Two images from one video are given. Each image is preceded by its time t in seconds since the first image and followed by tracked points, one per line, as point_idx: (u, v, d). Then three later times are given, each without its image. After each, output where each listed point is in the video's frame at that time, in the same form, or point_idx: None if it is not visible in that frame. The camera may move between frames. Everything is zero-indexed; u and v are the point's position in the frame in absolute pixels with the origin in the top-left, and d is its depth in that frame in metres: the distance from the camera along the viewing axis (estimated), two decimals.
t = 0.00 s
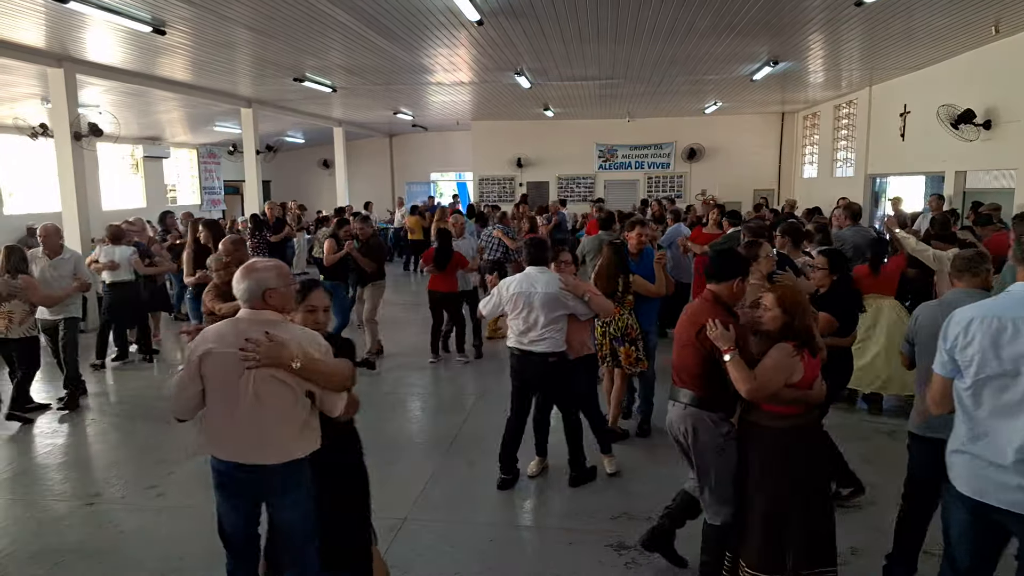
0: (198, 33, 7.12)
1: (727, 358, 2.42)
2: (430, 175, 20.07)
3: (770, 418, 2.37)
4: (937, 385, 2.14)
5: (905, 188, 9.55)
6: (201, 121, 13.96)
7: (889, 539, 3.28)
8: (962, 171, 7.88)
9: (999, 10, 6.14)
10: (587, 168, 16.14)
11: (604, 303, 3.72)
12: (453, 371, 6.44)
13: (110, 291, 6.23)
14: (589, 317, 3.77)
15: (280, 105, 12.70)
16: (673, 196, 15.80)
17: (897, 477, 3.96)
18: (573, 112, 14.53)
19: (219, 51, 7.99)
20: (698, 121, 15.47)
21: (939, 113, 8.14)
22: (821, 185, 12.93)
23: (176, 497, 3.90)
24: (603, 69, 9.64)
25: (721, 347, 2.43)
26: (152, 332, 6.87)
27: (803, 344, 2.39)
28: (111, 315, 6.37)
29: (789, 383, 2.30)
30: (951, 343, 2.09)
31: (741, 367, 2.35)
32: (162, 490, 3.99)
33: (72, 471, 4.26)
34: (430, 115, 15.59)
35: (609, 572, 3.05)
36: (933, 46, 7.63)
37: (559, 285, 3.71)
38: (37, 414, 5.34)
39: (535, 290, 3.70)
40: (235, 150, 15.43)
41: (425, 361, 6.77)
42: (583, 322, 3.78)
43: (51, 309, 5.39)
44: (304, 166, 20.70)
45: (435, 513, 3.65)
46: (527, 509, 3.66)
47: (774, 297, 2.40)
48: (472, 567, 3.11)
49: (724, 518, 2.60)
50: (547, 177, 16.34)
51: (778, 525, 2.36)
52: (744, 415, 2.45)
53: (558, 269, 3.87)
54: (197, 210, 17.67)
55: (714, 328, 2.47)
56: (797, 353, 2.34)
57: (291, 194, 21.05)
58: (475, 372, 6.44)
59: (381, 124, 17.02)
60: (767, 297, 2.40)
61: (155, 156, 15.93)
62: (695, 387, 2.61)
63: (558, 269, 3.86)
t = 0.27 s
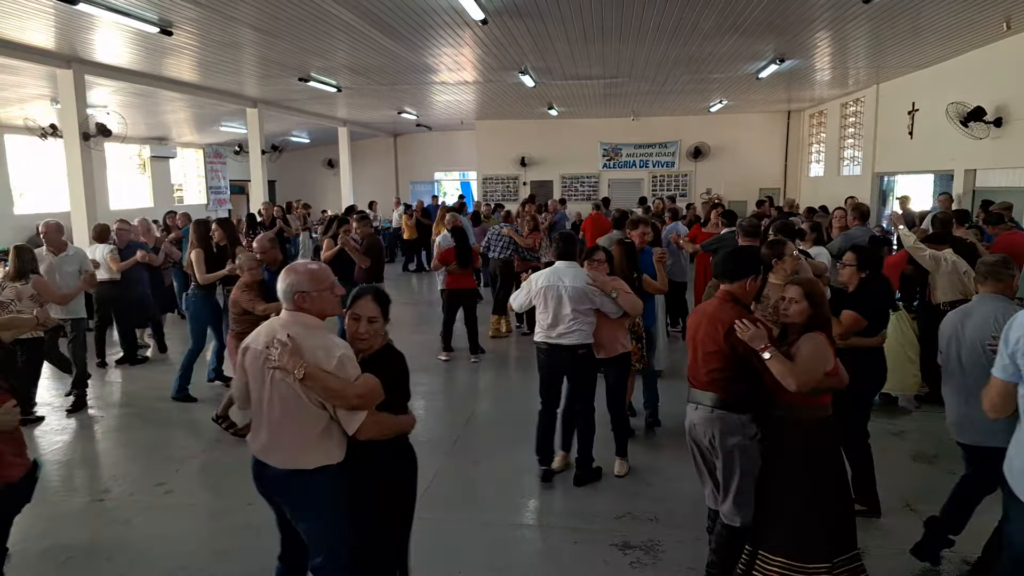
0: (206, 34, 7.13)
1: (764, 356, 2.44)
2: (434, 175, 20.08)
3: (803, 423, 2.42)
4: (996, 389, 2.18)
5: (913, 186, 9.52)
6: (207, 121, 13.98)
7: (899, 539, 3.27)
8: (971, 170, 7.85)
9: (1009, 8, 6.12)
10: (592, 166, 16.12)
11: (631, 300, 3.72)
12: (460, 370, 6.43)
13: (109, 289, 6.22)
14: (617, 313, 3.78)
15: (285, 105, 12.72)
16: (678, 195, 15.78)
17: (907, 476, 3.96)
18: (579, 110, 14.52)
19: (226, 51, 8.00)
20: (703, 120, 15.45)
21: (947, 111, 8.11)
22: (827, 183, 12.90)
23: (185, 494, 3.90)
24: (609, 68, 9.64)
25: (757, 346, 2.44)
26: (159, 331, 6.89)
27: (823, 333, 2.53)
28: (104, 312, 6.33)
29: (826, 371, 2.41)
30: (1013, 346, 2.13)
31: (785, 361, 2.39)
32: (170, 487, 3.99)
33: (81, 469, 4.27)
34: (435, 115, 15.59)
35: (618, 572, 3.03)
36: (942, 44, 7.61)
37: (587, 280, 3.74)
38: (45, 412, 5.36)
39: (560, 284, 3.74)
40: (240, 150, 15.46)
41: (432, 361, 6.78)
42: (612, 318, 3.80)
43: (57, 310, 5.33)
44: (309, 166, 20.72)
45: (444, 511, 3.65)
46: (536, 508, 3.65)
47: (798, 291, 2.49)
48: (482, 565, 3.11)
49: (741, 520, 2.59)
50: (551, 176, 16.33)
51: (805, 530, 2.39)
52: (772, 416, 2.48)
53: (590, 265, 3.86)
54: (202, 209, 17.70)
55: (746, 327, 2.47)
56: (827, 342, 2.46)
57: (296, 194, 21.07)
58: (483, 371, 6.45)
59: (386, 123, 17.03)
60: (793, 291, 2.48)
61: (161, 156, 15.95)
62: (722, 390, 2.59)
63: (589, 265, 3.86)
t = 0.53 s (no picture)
0: (214, 32, 7.13)
1: (799, 348, 2.47)
2: (441, 173, 20.08)
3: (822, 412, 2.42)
4: None
5: (925, 182, 9.44)
6: (216, 120, 14.02)
7: (910, 537, 3.24)
8: (984, 165, 7.77)
9: None
10: (600, 163, 16.08)
11: (643, 300, 3.75)
12: (468, 367, 6.43)
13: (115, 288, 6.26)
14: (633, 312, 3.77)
15: (294, 103, 12.73)
16: (686, 192, 15.72)
17: (918, 475, 3.91)
18: (587, 108, 14.49)
19: (234, 49, 8.00)
20: (712, 117, 15.38)
21: (960, 106, 8.04)
22: (837, 180, 12.83)
23: (195, 490, 3.91)
24: (618, 64, 9.59)
25: (793, 338, 2.46)
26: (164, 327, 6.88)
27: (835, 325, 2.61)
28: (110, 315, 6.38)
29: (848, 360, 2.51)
30: None
31: (823, 353, 2.43)
32: (180, 483, 4.00)
33: (91, 465, 4.29)
34: (443, 112, 15.58)
35: (627, 569, 3.01)
36: (954, 39, 7.53)
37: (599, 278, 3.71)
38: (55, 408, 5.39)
39: (569, 284, 3.73)
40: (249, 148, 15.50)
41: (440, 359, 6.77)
42: (627, 316, 3.79)
43: (54, 309, 5.37)
44: (317, 164, 20.75)
45: (452, 507, 3.65)
46: (544, 504, 3.64)
47: (812, 285, 2.57)
48: (489, 562, 3.10)
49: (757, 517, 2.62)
50: (559, 173, 16.29)
51: (828, 521, 2.36)
52: (791, 407, 2.49)
53: (608, 263, 3.75)
54: (211, 208, 17.77)
55: (782, 322, 2.48)
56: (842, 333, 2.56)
57: (304, 192, 21.12)
58: (490, 368, 6.43)
59: (393, 121, 17.03)
60: (810, 286, 2.56)
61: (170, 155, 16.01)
62: (746, 388, 2.57)
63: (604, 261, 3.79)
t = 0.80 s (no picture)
0: (229, 30, 7.17)
1: (827, 345, 2.52)
2: (454, 169, 20.09)
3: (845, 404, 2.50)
4: None
5: (944, 178, 9.33)
6: (231, 117, 14.09)
7: (929, 535, 3.20)
8: (1005, 161, 7.67)
9: None
10: (613, 160, 16.01)
11: (658, 297, 3.63)
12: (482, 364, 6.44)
13: (131, 285, 6.32)
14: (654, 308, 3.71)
15: (308, 101, 12.77)
16: (701, 188, 15.63)
17: (936, 473, 3.87)
18: (600, 104, 14.43)
19: (249, 47, 8.04)
20: (727, 112, 15.28)
21: (980, 101, 7.93)
22: (854, 176, 12.71)
23: (211, 484, 3.94)
24: (632, 60, 9.55)
25: (822, 336, 2.50)
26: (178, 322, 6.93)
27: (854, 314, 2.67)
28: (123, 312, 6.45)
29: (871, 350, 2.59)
30: None
31: (851, 351, 2.49)
32: (197, 477, 4.03)
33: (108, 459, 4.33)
34: (456, 109, 15.57)
35: (640, 566, 3.00)
36: (974, 32, 7.43)
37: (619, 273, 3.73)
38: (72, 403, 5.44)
39: (590, 277, 3.82)
40: (263, 145, 15.57)
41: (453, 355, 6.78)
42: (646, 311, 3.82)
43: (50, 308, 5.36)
44: (330, 161, 20.82)
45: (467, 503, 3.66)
46: (558, 500, 3.63)
47: (831, 279, 2.62)
48: (503, 557, 3.10)
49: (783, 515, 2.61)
50: (572, 169, 16.25)
51: (862, 507, 2.50)
52: (810, 399, 2.55)
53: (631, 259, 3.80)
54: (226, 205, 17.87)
55: (809, 322, 2.49)
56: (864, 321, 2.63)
57: (318, 188, 21.20)
58: (504, 364, 6.44)
59: (406, 118, 17.05)
60: (827, 278, 2.61)
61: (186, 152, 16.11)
62: (771, 388, 2.57)
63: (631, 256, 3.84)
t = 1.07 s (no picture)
0: (244, 26, 7.20)
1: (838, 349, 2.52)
2: (467, 166, 20.10)
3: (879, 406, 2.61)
4: None
5: (962, 177, 9.22)
6: (245, 114, 14.16)
7: (947, 537, 3.17)
8: None
9: None
10: (627, 157, 15.95)
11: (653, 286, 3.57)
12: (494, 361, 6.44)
13: (147, 280, 6.38)
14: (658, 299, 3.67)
15: (322, 97, 12.81)
16: (715, 186, 15.55)
17: (954, 474, 3.83)
18: (614, 101, 14.38)
19: (264, 43, 8.08)
20: (742, 110, 15.19)
21: (999, 98, 7.83)
22: (870, 174, 12.60)
23: (226, 477, 3.97)
24: (646, 56, 9.51)
25: (834, 341, 2.49)
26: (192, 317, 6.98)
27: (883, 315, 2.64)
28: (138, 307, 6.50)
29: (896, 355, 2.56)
30: None
31: (862, 355, 2.49)
32: (212, 471, 4.06)
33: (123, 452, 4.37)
34: (469, 106, 15.57)
35: (653, 564, 2.99)
36: (993, 28, 7.33)
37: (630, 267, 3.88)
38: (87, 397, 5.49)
39: (612, 271, 4.03)
40: (278, 141, 15.63)
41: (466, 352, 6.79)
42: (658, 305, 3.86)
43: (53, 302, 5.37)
44: (344, 158, 20.88)
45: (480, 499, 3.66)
46: (570, 497, 3.63)
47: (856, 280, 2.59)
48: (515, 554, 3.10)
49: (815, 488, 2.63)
50: (585, 166, 16.21)
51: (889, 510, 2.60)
52: (841, 402, 2.65)
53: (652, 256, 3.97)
54: (241, 201, 17.98)
55: (823, 325, 2.50)
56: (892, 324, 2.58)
57: (331, 185, 21.27)
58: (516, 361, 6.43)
59: (420, 115, 17.07)
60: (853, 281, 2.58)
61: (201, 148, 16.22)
62: (782, 385, 2.61)
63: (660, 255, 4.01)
